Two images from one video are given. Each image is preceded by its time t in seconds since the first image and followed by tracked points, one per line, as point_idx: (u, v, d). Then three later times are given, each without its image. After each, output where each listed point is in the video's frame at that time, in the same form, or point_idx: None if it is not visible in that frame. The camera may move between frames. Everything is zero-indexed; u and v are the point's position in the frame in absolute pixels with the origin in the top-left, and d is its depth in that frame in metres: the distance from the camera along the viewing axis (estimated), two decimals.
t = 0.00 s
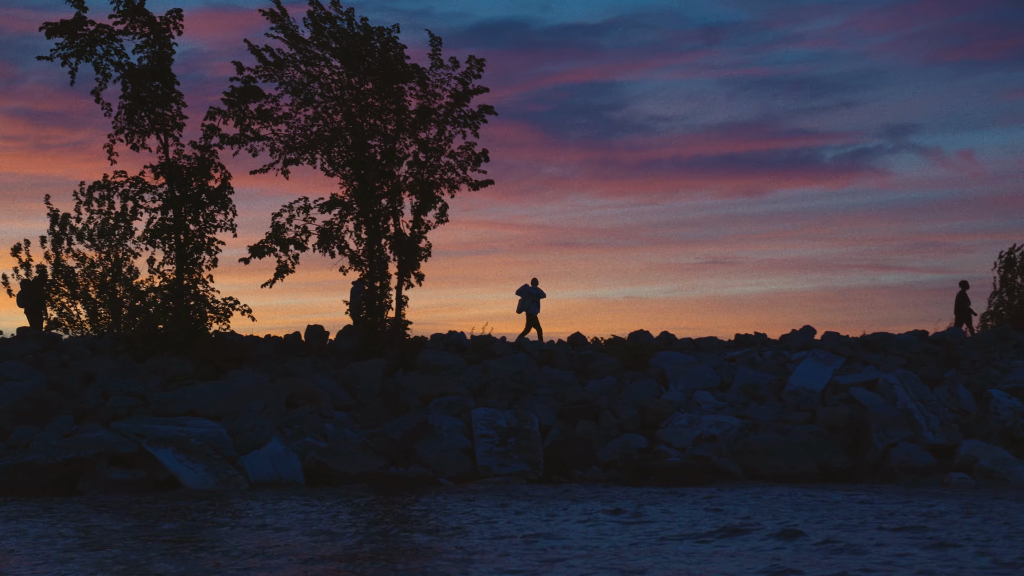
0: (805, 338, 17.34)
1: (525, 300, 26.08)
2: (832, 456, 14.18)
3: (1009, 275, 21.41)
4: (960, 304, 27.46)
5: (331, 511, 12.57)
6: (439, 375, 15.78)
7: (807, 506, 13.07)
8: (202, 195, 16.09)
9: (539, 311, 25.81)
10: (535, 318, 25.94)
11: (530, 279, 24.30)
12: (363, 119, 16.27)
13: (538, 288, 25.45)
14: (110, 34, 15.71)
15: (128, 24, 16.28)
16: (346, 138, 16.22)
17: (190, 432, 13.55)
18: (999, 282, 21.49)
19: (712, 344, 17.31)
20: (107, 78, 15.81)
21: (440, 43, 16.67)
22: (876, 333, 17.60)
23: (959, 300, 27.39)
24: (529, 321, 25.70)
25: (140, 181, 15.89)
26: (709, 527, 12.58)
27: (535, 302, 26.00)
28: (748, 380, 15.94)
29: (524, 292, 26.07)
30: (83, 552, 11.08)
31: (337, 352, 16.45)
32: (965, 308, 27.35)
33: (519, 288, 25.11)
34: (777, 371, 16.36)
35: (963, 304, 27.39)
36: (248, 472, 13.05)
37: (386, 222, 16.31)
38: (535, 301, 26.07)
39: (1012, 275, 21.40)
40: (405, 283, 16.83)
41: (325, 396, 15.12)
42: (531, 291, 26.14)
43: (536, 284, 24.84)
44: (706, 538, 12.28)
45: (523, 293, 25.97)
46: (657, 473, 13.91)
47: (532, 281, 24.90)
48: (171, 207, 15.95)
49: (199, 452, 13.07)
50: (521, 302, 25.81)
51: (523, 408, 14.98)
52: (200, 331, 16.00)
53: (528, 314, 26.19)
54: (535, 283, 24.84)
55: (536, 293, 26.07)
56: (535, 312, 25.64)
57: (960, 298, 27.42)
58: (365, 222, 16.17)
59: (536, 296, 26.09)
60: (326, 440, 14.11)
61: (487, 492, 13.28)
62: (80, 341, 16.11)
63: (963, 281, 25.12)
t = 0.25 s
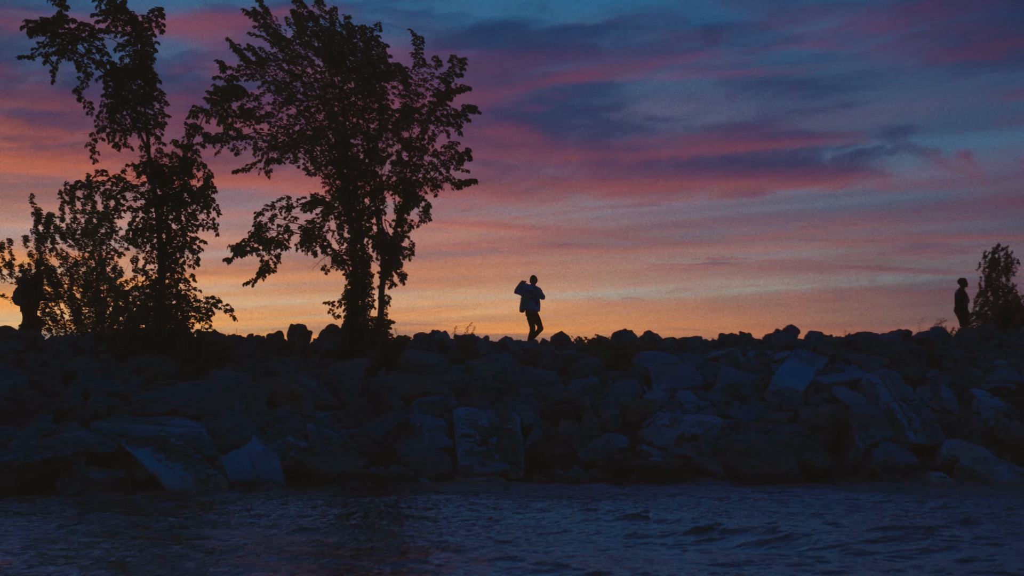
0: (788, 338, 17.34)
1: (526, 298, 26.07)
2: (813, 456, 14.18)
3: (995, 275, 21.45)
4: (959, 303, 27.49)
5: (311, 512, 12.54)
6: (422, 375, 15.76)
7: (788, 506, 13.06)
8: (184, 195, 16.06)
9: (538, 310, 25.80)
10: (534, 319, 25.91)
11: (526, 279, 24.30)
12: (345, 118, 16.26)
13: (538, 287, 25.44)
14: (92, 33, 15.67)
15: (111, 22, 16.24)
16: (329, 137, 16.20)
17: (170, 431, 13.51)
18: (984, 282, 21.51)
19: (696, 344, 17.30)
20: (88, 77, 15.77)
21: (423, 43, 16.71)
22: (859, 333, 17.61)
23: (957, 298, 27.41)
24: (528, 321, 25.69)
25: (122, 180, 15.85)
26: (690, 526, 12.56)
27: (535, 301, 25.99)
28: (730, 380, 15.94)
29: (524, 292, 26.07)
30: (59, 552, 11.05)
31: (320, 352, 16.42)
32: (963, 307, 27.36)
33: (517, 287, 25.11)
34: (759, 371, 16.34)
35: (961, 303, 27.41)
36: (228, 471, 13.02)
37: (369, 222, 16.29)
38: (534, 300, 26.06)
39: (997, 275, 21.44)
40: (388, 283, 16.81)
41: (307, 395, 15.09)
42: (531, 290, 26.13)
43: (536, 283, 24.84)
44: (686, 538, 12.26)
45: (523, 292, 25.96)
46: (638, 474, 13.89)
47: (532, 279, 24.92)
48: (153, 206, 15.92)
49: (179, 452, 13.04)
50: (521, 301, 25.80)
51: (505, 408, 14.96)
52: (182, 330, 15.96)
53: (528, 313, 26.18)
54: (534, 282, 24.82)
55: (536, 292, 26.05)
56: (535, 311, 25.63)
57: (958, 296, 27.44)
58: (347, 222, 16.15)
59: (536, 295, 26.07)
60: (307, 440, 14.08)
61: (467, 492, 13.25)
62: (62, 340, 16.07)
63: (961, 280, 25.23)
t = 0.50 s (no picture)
0: (772, 338, 17.34)
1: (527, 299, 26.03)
2: (795, 456, 14.17)
3: (980, 275, 21.48)
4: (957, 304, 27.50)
5: (289, 513, 12.51)
6: (404, 375, 15.74)
7: (768, 506, 13.04)
8: (166, 194, 16.01)
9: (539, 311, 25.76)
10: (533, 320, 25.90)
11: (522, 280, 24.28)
12: (328, 118, 16.22)
13: (538, 288, 25.38)
14: (74, 32, 15.63)
15: (93, 21, 16.19)
16: (312, 137, 16.17)
17: (150, 431, 13.47)
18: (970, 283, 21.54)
19: (679, 344, 17.29)
20: (70, 76, 15.73)
21: (407, 44, 16.74)
22: (843, 333, 17.61)
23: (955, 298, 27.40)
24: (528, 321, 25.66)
25: (104, 179, 15.81)
26: (669, 526, 12.55)
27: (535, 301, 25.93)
28: (713, 380, 15.93)
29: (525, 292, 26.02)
30: (34, 552, 11.01)
31: (302, 352, 16.40)
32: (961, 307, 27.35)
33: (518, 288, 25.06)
34: (742, 371, 16.33)
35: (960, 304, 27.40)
36: (207, 472, 12.98)
37: (352, 221, 16.25)
38: (534, 301, 26.03)
39: (983, 275, 21.47)
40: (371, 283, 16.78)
41: (288, 395, 15.06)
42: (531, 291, 26.09)
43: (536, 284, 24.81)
44: (665, 538, 12.25)
45: (523, 292, 25.92)
46: (619, 474, 13.86)
47: (532, 280, 24.95)
48: (135, 206, 15.88)
49: (158, 452, 13.00)
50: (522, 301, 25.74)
51: (487, 408, 14.93)
52: (163, 331, 15.92)
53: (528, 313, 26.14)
54: (535, 282, 24.76)
55: (537, 293, 26.02)
56: (535, 312, 25.60)
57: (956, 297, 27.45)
58: (330, 221, 16.13)
59: (536, 296, 26.04)
60: (288, 440, 14.05)
61: (448, 492, 13.22)
62: (43, 340, 16.03)
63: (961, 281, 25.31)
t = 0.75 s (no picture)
0: (756, 339, 17.34)
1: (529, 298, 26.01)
2: (777, 456, 14.16)
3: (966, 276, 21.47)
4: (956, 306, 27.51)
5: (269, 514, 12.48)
6: (387, 375, 15.71)
7: (749, 507, 13.03)
8: (149, 194, 15.98)
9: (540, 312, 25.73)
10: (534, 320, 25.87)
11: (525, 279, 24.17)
12: (311, 118, 16.18)
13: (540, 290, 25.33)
14: (56, 32, 15.59)
15: (76, 21, 16.15)
16: (295, 137, 16.12)
17: (130, 431, 13.44)
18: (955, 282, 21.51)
19: (664, 344, 17.28)
20: (52, 76, 15.69)
21: (390, 44, 16.73)
22: (827, 333, 17.61)
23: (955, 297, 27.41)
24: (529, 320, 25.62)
25: (86, 180, 15.77)
26: (649, 526, 12.53)
27: (536, 300, 25.90)
28: (697, 380, 15.91)
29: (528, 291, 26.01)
30: (11, 552, 10.97)
31: (285, 352, 16.37)
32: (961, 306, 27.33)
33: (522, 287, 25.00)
34: (726, 372, 16.32)
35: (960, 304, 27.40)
36: (187, 472, 12.95)
37: (336, 222, 16.22)
38: (536, 302, 26.00)
39: (969, 276, 21.44)
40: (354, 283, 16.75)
41: (270, 396, 15.03)
42: (536, 291, 26.05)
43: (542, 285, 24.74)
44: (645, 538, 12.23)
45: (526, 292, 25.89)
46: (600, 474, 13.84)
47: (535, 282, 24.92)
48: (117, 206, 15.84)
49: (138, 453, 12.97)
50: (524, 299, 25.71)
51: (469, 408, 14.91)
52: (146, 331, 15.88)
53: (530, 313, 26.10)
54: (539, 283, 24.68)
55: (537, 294, 25.98)
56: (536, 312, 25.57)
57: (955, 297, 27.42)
58: (314, 221, 16.11)
59: (538, 297, 26.01)
60: (269, 440, 14.01)
61: (429, 493, 13.20)
62: (25, 340, 15.99)
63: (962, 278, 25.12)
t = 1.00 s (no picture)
0: (740, 340, 17.34)
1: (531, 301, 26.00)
2: (759, 458, 14.15)
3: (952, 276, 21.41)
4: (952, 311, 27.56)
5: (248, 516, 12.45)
6: (369, 377, 15.69)
7: (729, 508, 13.02)
8: (131, 195, 15.94)
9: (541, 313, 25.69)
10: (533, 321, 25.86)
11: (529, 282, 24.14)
12: (295, 118, 16.15)
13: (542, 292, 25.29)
14: (38, 32, 15.54)
15: (59, 21, 16.11)
16: (278, 138, 16.09)
17: (111, 433, 13.40)
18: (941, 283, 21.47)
19: (648, 345, 17.27)
20: (34, 76, 15.65)
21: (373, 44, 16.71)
22: (811, 334, 17.61)
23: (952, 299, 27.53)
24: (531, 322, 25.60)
25: (68, 180, 15.73)
26: (630, 528, 12.52)
27: (537, 303, 25.88)
28: (680, 382, 15.90)
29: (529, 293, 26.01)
30: None
31: (269, 354, 16.35)
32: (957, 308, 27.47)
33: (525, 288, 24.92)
34: (710, 373, 16.31)
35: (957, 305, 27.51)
36: (167, 474, 12.92)
37: (319, 223, 16.19)
38: (537, 303, 25.96)
39: (955, 277, 21.40)
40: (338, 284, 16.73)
41: (253, 397, 15.00)
42: (537, 293, 26.02)
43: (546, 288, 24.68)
44: (625, 539, 12.22)
45: (528, 293, 25.85)
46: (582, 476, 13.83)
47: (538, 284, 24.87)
48: (100, 207, 15.81)
49: (118, 454, 12.94)
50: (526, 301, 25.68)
51: (452, 410, 14.89)
52: (128, 333, 15.85)
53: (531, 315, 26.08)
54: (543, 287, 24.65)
55: (538, 296, 25.96)
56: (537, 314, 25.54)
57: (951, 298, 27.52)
58: (297, 222, 16.08)
59: (539, 299, 25.98)
60: (251, 442, 13.99)
61: (409, 495, 13.17)
62: (8, 341, 15.95)
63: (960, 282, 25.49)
